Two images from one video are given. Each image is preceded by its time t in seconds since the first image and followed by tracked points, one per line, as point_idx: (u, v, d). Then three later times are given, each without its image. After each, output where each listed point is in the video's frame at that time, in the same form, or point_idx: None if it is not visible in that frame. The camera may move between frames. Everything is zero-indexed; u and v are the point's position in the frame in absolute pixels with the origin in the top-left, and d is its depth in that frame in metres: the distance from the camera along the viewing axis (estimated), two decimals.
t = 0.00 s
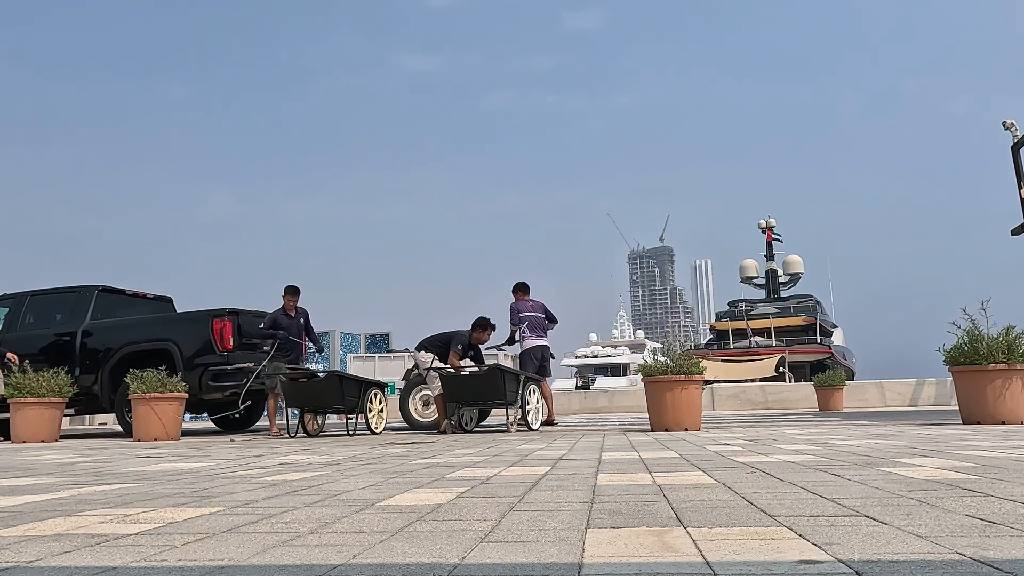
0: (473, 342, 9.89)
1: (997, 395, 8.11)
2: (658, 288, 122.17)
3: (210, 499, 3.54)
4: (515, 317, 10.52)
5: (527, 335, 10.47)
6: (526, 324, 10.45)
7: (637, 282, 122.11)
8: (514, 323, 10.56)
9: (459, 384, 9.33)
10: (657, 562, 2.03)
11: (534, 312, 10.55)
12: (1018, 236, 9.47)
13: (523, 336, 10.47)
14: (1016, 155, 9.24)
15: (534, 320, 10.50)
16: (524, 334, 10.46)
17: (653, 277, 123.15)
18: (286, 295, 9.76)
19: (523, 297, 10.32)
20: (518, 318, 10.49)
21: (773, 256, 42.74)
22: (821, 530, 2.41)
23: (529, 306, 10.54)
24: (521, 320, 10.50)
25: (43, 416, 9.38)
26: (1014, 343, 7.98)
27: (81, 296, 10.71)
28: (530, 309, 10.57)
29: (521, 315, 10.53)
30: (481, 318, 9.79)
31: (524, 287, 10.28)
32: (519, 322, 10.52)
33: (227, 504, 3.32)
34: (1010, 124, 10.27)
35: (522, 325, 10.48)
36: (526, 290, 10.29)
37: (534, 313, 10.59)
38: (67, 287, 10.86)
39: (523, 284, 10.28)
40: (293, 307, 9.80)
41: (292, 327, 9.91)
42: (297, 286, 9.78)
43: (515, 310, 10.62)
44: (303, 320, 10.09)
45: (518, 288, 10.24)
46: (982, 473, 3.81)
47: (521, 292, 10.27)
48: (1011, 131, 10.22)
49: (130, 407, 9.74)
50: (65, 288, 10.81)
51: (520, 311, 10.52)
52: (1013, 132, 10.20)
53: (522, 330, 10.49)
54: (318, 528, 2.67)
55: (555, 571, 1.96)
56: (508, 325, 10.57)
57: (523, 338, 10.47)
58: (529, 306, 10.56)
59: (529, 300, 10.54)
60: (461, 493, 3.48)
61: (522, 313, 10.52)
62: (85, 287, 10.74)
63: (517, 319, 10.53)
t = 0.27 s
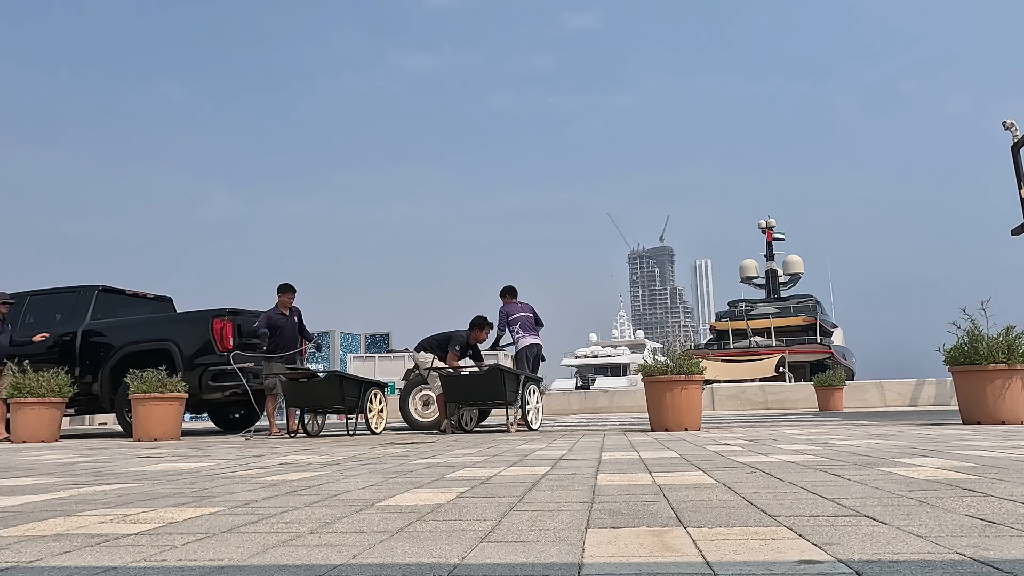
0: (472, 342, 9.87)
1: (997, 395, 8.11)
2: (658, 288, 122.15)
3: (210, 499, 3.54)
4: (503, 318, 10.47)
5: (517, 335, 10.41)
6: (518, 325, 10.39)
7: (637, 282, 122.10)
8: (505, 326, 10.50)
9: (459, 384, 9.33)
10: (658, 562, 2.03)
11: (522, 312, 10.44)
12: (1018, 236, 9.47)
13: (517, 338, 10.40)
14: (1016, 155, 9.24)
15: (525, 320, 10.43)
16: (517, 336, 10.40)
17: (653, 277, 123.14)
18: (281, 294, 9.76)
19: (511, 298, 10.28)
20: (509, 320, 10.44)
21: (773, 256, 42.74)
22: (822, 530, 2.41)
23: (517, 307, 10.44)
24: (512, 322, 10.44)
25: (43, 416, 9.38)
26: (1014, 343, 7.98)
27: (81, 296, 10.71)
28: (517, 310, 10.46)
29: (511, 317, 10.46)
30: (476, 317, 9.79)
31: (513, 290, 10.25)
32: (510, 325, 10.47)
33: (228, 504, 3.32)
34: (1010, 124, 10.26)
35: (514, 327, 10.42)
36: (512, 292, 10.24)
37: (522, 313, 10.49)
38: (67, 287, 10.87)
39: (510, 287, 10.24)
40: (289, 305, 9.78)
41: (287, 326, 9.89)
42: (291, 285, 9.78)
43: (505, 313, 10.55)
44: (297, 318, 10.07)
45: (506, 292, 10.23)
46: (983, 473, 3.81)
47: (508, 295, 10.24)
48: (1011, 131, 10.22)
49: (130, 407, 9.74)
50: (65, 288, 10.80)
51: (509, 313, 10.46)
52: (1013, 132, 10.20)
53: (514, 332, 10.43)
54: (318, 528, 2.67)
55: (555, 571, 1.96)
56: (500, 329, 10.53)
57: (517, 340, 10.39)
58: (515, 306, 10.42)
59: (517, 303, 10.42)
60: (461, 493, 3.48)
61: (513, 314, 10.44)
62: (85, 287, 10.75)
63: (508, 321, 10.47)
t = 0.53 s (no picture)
0: (472, 338, 9.85)
1: (997, 395, 8.11)
2: (658, 288, 122.16)
3: (210, 499, 3.54)
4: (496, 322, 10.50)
5: (514, 336, 10.41)
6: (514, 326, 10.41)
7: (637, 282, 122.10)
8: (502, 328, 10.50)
9: (459, 384, 9.32)
10: (657, 562, 2.03)
11: (514, 313, 10.47)
12: (1018, 236, 9.47)
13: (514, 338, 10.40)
14: (1016, 155, 9.24)
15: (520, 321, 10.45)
16: (514, 337, 10.40)
17: (653, 277, 123.14)
18: (280, 294, 9.76)
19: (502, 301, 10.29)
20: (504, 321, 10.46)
21: (773, 256, 42.74)
22: (822, 530, 2.42)
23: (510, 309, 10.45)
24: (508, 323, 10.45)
25: (43, 416, 9.38)
26: (1014, 343, 7.98)
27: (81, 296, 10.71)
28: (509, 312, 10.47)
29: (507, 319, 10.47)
30: (480, 314, 9.77)
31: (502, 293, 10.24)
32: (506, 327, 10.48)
33: (227, 504, 3.32)
34: (1010, 124, 10.26)
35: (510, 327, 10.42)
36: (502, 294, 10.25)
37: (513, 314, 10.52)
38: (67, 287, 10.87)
39: (500, 291, 10.24)
40: (287, 305, 9.77)
41: (290, 325, 9.87)
42: (290, 285, 9.77)
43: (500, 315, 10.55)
44: (297, 318, 10.05)
45: (496, 296, 10.23)
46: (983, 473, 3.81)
47: (497, 298, 10.24)
48: (1011, 131, 10.22)
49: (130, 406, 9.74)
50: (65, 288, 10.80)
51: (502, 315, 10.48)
52: (1013, 132, 10.20)
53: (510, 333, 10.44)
54: (319, 528, 2.67)
55: (555, 571, 1.96)
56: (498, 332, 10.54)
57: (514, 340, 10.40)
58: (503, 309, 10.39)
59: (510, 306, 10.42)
60: (461, 493, 3.48)
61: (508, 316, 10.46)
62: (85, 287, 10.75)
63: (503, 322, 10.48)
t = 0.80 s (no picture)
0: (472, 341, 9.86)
1: (997, 395, 8.11)
2: (658, 288, 122.17)
3: (210, 499, 3.54)
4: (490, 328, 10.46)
5: (512, 336, 10.40)
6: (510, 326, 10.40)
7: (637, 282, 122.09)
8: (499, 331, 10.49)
9: (459, 384, 9.32)
10: (658, 562, 2.03)
11: (508, 314, 10.46)
12: (1018, 236, 9.47)
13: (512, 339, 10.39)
14: (1016, 155, 9.24)
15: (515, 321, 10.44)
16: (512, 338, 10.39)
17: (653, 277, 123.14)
18: (281, 294, 9.76)
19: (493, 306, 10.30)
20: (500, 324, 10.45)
21: (773, 256, 42.74)
22: (822, 530, 2.41)
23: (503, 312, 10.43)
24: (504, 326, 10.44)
25: (43, 416, 9.38)
26: (1014, 343, 7.98)
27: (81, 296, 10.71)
28: (501, 316, 10.44)
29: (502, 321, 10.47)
30: (485, 322, 9.81)
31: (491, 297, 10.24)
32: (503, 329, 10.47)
33: (227, 504, 3.32)
34: (1010, 124, 10.25)
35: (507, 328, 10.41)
36: (493, 297, 10.25)
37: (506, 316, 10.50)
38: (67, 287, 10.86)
39: (491, 295, 10.25)
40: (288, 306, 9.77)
41: (291, 325, 9.89)
42: (291, 286, 9.77)
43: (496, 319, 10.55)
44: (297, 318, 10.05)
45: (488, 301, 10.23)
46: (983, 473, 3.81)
47: (489, 303, 10.24)
48: (1011, 131, 10.21)
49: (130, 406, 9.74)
50: (66, 288, 10.79)
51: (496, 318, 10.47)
52: (1013, 132, 10.20)
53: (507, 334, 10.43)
54: (319, 528, 2.67)
55: (555, 571, 1.96)
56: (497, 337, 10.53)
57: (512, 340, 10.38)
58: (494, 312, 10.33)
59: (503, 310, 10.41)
60: (461, 493, 3.48)
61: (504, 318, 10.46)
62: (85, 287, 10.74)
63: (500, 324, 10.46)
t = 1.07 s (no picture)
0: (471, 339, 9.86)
1: (996, 395, 8.11)
2: (658, 288, 122.16)
3: (210, 499, 3.54)
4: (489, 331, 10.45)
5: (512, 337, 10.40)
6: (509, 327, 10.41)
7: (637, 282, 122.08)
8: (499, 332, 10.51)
9: (459, 384, 9.32)
10: (658, 562, 2.03)
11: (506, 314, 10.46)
12: (1018, 236, 9.47)
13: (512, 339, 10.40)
14: (1016, 155, 9.24)
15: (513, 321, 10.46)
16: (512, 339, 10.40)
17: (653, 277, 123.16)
18: (281, 294, 9.76)
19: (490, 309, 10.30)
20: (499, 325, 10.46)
21: (773, 256, 42.73)
22: (821, 530, 2.42)
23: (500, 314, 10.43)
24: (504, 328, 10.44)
25: (42, 416, 9.38)
26: (1014, 343, 7.99)
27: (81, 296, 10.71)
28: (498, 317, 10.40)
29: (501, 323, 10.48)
30: (486, 320, 9.79)
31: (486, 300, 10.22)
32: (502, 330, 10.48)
33: (228, 504, 3.32)
34: (1010, 124, 10.25)
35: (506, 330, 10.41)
36: (487, 299, 10.24)
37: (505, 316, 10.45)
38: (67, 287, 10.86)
39: (487, 297, 10.25)
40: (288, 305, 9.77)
41: (291, 324, 9.88)
42: (292, 286, 9.77)
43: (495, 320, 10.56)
44: (297, 318, 10.03)
45: (484, 302, 10.22)
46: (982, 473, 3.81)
47: (485, 305, 10.24)
48: (1011, 131, 10.20)
49: (130, 406, 9.74)
50: (65, 288, 10.78)
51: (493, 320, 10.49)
52: (1013, 132, 10.19)
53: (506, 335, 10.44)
54: (319, 528, 2.67)
55: (555, 571, 1.96)
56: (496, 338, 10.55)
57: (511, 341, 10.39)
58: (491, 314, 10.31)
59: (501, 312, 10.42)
60: (461, 493, 3.48)
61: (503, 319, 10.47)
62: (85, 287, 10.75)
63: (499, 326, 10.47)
